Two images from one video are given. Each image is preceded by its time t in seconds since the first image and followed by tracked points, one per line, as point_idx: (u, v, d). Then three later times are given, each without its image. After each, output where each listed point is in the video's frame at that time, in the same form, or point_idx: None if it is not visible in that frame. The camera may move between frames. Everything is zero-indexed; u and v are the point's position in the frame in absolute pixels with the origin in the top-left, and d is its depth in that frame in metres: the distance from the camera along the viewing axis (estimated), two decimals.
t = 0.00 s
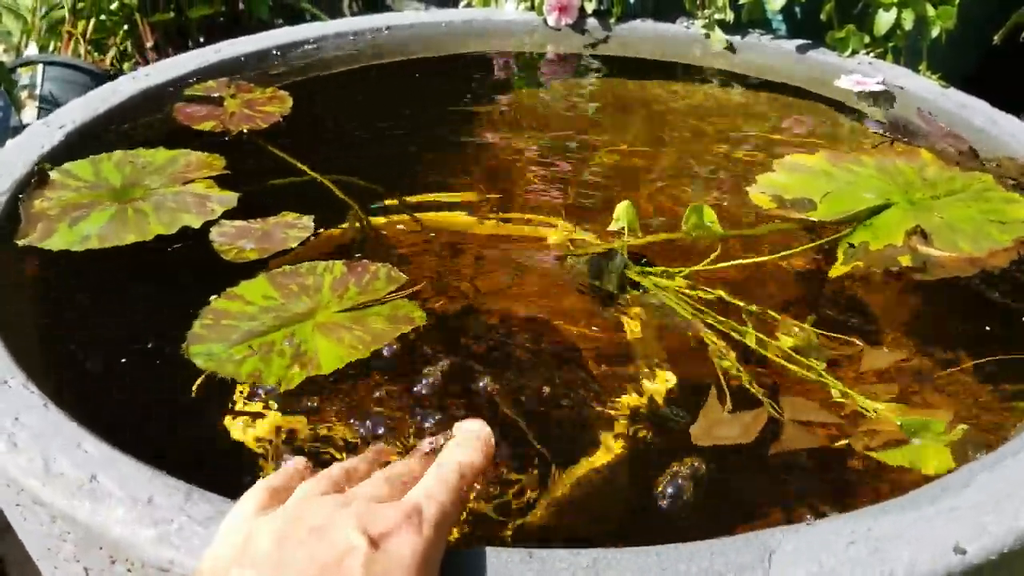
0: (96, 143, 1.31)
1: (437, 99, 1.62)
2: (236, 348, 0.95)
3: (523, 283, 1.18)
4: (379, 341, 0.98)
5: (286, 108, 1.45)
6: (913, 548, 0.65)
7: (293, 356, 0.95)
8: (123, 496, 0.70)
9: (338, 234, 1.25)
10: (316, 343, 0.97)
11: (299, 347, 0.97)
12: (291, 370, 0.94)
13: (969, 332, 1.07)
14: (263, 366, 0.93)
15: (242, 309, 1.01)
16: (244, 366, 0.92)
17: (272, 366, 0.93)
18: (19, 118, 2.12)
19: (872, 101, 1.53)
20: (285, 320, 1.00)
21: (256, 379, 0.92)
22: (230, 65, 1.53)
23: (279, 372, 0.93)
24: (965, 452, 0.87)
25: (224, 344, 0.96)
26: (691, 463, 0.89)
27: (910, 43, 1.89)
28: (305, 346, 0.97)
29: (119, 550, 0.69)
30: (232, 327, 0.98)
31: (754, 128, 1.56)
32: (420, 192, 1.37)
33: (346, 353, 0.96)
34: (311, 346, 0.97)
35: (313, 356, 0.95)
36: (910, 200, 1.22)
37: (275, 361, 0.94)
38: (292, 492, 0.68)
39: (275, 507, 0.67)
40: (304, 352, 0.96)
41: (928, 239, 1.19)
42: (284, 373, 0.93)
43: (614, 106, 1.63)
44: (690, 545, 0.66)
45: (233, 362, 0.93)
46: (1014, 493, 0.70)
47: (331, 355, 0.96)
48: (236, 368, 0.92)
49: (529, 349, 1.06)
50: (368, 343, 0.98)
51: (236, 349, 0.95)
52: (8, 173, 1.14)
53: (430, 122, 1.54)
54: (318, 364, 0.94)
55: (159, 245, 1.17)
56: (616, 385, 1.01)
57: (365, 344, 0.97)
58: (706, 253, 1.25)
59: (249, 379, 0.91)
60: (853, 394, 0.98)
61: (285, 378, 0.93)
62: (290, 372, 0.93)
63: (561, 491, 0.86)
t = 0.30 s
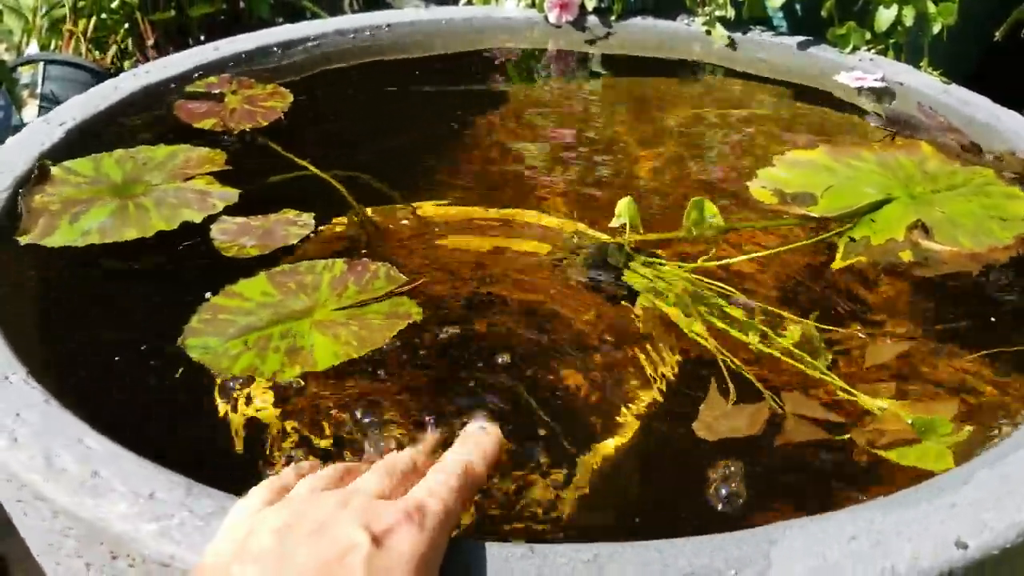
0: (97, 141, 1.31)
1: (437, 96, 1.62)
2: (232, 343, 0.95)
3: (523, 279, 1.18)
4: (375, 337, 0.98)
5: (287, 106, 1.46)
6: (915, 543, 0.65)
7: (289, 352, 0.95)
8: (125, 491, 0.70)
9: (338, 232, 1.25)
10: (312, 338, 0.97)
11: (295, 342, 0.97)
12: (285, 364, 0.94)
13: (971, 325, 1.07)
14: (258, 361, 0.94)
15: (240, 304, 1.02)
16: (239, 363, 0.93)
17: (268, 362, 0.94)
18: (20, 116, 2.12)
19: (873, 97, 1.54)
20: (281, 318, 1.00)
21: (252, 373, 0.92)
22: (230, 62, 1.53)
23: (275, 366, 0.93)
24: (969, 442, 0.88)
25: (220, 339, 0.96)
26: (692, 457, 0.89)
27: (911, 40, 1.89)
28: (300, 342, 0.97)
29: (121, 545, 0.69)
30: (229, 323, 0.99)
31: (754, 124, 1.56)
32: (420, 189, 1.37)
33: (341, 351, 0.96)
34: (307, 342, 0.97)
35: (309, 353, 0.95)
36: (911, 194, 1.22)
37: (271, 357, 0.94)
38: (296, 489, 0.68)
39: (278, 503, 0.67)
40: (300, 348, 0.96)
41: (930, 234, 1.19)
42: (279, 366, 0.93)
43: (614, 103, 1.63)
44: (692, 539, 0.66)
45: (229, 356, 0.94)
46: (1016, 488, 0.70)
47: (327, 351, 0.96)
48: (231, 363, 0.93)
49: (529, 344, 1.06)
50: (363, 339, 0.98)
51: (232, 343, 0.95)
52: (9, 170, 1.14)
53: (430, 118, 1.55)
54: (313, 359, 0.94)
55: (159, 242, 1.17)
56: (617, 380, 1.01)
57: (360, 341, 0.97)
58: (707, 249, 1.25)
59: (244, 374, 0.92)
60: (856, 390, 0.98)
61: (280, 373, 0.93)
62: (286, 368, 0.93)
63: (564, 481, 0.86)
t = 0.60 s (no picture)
0: (99, 141, 1.30)
1: (439, 95, 1.62)
2: (234, 344, 0.96)
3: (526, 278, 1.18)
4: (376, 335, 0.99)
5: (289, 106, 1.46)
6: (920, 542, 0.65)
7: (290, 353, 0.96)
8: (129, 490, 0.70)
9: (342, 231, 1.25)
10: (314, 339, 0.98)
11: (296, 342, 0.97)
12: (287, 365, 0.94)
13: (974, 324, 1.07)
14: (259, 362, 0.94)
15: (243, 305, 1.01)
16: (241, 363, 0.93)
17: (269, 362, 0.94)
18: (21, 117, 2.11)
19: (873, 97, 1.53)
20: (283, 319, 1.00)
21: (254, 374, 0.93)
22: (232, 61, 1.53)
23: (277, 366, 0.94)
24: (974, 442, 0.88)
25: (223, 341, 0.96)
26: (695, 455, 0.89)
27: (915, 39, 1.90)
28: (301, 342, 0.97)
29: (125, 544, 0.69)
30: (232, 323, 0.99)
31: (756, 123, 1.56)
32: (422, 188, 1.37)
33: (342, 351, 0.96)
34: (308, 342, 0.97)
35: (310, 354, 0.96)
36: (914, 193, 1.23)
37: (272, 357, 0.95)
38: (301, 486, 0.69)
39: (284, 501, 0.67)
40: (301, 348, 0.96)
41: (933, 233, 1.19)
42: (280, 367, 0.94)
43: (616, 102, 1.63)
44: (697, 538, 0.66)
45: (230, 357, 0.94)
46: (1021, 487, 0.70)
47: (328, 352, 0.96)
48: (232, 364, 0.93)
49: (532, 343, 1.06)
50: (366, 339, 0.98)
51: (234, 344, 0.96)
52: (11, 170, 1.14)
53: (432, 118, 1.55)
54: (314, 360, 0.95)
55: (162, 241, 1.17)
56: (621, 378, 1.01)
57: (363, 341, 0.98)
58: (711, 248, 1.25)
59: (246, 374, 0.92)
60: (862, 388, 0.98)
61: (282, 374, 0.93)
62: (287, 369, 0.94)
63: (568, 480, 0.86)
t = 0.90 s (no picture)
0: (98, 139, 1.30)
1: (439, 93, 1.62)
2: (230, 342, 0.95)
3: (525, 276, 1.18)
4: (373, 335, 0.98)
5: (289, 103, 1.45)
6: (921, 540, 0.65)
7: (286, 353, 0.95)
8: (129, 489, 0.70)
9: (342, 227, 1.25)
10: (311, 339, 0.97)
11: (293, 341, 0.96)
12: (284, 364, 0.93)
13: (973, 320, 1.07)
14: (256, 361, 0.93)
15: (239, 301, 1.02)
16: (237, 362, 0.92)
17: (265, 361, 0.93)
18: (21, 116, 2.11)
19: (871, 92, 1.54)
20: (280, 314, 1.00)
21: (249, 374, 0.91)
22: (226, 60, 1.53)
23: (272, 367, 0.92)
24: (978, 438, 0.87)
25: (220, 337, 0.96)
26: (695, 451, 0.89)
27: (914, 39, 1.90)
28: (299, 341, 0.96)
29: (126, 544, 0.69)
30: (229, 321, 0.98)
31: (756, 121, 1.56)
32: (422, 186, 1.37)
33: (337, 350, 0.95)
34: (304, 342, 0.96)
35: (306, 353, 0.94)
36: (914, 190, 1.22)
37: (269, 356, 0.94)
38: (301, 486, 0.68)
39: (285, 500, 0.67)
40: (298, 347, 0.95)
41: (932, 229, 1.20)
42: (277, 367, 0.93)
43: (616, 100, 1.63)
44: (698, 537, 0.66)
45: (225, 355, 0.93)
46: (1021, 485, 0.70)
47: (324, 350, 0.95)
48: (229, 362, 0.92)
49: (532, 341, 1.06)
50: (361, 339, 0.97)
51: (231, 342, 0.95)
52: (10, 169, 1.14)
53: (432, 116, 1.54)
54: (309, 357, 0.94)
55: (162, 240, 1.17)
56: (621, 375, 1.01)
57: (358, 339, 0.97)
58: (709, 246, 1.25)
59: (242, 373, 0.91)
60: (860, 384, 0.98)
61: (277, 373, 0.92)
62: (282, 368, 0.93)
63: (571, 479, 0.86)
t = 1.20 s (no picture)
0: (99, 138, 1.30)
1: (439, 92, 1.62)
2: (229, 338, 0.95)
3: (526, 274, 1.18)
4: (371, 330, 0.98)
5: (289, 101, 1.45)
6: (922, 536, 0.65)
7: (285, 347, 0.95)
8: (131, 486, 0.70)
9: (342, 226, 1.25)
10: (309, 334, 0.97)
11: (292, 337, 0.96)
12: (283, 360, 0.93)
13: (974, 318, 1.07)
14: (254, 356, 0.93)
15: (238, 298, 1.02)
16: (235, 358, 0.92)
17: (263, 356, 0.93)
18: (21, 115, 2.11)
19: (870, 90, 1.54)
20: (279, 313, 1.00)
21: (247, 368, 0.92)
22: (229, 59, 1.53)
23: (269, 363, 0.93)
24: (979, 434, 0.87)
25: (218, 334, 0.96)
26: (696, 448, 0.89)
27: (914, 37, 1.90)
28: (298, 337, 0.96)
29: (127, 540, 0.69)
30: (228, 318, 0.98)
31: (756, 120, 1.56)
32: (422, 184, 1.37)
33: (335, 346, 0.95)
34: (304, 338, 0.96)
35: (304, 349, 0.95)
36: (914, 187, 1.22)
37: (267, 350, 0.94)
38: (303, 481, 0.68)
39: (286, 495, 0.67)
40: (296, 342, 0.96)
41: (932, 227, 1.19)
42: (275, 363, 0.93)
43: (616, 99, 1.63)
44: (700, 533, 0.66)
45: (224, 351, 0.93)
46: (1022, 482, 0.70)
47: (322, 346, 0.95)
48: (227, 359, 0.92)
49: (532, 338, 1.06)
50: (359, 334, 0.97)
51: (229, 338, 0.95)
52: (11, 167, 1.14)
53: (432, 114, 1.54)
54: (308, 353, 0.94)
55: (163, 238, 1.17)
56: (621, 373, 1.01)
57: (356, 334, 0.97)
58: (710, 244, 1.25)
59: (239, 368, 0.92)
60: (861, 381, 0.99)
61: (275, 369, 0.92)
62: (279, 361, 0.93)
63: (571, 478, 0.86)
